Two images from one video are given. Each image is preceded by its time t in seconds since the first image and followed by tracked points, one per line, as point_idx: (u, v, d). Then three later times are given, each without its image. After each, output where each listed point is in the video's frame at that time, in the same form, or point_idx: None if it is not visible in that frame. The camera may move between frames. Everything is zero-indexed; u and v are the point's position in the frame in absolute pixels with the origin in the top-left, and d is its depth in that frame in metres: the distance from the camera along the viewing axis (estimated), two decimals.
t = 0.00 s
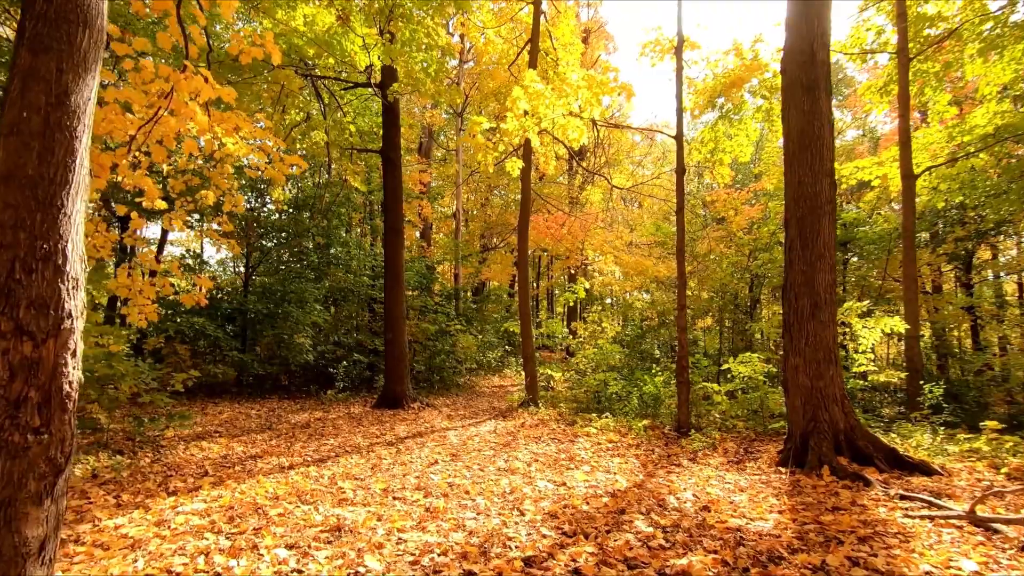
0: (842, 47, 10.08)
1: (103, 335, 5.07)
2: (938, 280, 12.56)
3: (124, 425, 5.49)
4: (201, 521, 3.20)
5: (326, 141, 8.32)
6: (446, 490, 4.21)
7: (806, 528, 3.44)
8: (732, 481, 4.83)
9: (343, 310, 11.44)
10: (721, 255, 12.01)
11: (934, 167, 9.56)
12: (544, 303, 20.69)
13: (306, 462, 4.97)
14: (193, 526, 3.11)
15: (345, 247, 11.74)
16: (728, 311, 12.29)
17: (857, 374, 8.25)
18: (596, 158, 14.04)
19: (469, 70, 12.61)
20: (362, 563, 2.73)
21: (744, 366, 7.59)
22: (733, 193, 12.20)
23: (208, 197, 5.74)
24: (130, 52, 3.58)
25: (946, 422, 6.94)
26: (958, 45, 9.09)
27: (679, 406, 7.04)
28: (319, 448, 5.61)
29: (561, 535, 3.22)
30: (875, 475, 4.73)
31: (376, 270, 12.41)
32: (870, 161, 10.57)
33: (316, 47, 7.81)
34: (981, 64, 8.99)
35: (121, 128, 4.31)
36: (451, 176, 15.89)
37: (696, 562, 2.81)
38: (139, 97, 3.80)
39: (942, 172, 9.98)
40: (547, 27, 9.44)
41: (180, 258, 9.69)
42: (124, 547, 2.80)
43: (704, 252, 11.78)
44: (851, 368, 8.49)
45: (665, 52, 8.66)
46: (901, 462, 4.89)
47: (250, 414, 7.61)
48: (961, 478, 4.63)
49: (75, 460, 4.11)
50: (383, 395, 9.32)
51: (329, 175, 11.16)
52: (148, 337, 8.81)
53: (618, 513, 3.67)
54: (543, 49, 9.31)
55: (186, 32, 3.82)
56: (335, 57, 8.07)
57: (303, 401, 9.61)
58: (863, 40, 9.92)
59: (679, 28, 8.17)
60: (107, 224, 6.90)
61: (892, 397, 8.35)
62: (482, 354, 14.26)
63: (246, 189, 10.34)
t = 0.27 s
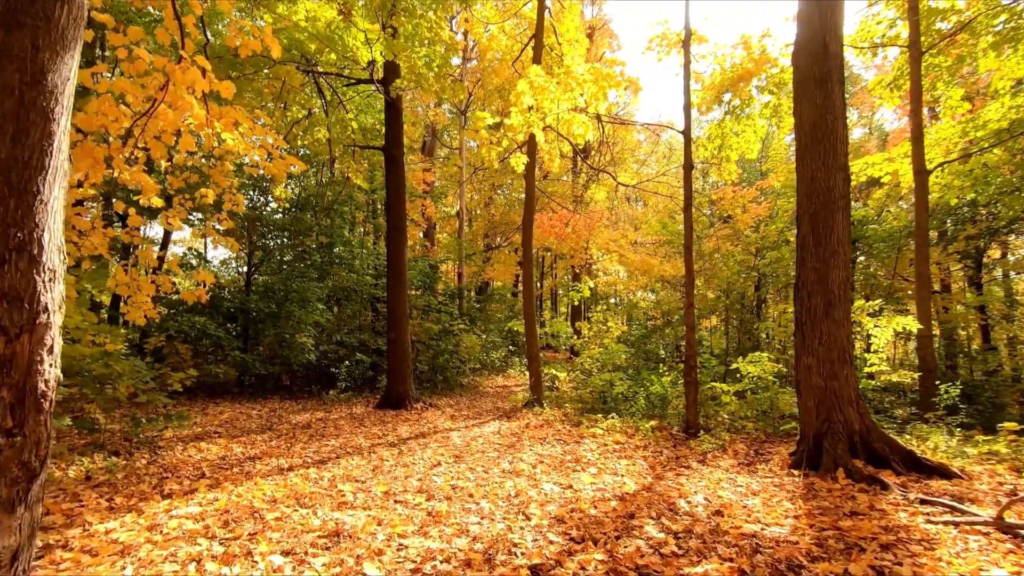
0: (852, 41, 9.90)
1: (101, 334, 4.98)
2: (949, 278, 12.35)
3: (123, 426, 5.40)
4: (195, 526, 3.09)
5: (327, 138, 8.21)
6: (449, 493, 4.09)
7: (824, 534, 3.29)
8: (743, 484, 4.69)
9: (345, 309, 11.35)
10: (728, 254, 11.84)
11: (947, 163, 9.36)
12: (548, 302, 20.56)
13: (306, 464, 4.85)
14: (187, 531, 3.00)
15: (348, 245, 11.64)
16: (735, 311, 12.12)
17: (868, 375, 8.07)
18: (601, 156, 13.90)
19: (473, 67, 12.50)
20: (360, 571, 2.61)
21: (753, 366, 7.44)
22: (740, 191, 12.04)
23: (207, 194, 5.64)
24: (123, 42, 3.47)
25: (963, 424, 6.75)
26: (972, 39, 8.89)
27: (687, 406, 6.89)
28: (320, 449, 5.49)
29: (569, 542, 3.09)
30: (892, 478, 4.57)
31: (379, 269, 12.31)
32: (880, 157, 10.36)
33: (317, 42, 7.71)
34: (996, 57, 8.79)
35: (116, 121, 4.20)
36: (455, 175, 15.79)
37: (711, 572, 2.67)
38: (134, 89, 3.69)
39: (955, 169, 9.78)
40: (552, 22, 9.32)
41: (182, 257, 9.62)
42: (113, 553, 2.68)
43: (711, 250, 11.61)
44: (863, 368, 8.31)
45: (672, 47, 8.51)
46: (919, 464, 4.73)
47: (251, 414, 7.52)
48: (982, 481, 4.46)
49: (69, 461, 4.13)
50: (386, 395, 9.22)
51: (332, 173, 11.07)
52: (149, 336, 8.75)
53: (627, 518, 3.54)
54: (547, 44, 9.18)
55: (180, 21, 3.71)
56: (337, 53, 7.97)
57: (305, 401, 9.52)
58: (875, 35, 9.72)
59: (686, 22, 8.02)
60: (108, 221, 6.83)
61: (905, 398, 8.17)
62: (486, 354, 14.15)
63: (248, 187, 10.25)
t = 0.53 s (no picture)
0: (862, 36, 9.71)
1: (96, 333, 4.85)
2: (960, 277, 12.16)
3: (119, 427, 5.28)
4: (188, 533, 2.96)
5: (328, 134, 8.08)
6: (453, 498, 3.94)
7: (847, 543, 3.13)
8: (757, 489, 4.53)
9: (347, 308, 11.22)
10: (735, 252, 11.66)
11: (960, 160, 9.17)
12: (552, 302, 20.40)
13: (305, 467, 4.72)
14: (178, 538, 2.87)
15: (351, 244, 11.52)
16: (742, 310, 11.94)
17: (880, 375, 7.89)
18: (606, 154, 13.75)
19: (476, 64, 12.36)
20: None
21: (763, 367, 7.27)
22: (746, 189, 11.88)
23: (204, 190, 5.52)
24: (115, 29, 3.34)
25: (980, 427, 6.56)
26: (986, 32, 8.70)
27: (696, 407, 6.74)
28: (320, 451, 5.36)
29: (578, 552, 2.95)
30: (913, 483, 4.40)
31: (382, 269, 12.20)
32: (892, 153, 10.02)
33: (318, 37, 7.58)
34: (1011, 51, 8.59)
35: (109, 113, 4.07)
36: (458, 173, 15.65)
37: None
38: (126, 79, 3.56)
39: (969, 165, 9.58)
40: (556, 16, 9.17)
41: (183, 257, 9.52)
42: (100, 563, 2.56)
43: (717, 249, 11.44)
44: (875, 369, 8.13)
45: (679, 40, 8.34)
46: (939, 469, 4.56)
47: (251, 415, 7.41)
48: (1007, 487, 4.29)
49: (62, 464, 4.07)
50: (388, 395, 9.09)
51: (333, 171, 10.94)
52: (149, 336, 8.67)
53: (639, 525, 3.39)
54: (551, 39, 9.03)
55: (174, 8, 3.58)
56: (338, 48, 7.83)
57: (306, 401, 9.40)
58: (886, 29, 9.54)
59: (694, 15, 7.86)
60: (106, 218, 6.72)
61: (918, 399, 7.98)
62: (490, 354, 14.01)
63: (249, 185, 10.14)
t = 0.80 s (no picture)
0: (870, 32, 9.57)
1: (90, 334, 4.74)
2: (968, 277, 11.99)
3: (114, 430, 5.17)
4: (178, 543, 2.85)
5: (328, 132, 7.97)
6: (455, 504, 3.82)
7: (867, 554, 2.99)
8: (768, 494, 4.39)
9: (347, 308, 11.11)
10: (740, 252, 11.51)
11: (970, 158, 9.02)
12: (554, 303, 20.25)
13: (303, 471, 4.60)
14: (168, 548, 2.75)
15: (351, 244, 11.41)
16: (748, 310, 11.79)
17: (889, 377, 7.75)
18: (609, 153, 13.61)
19: (477, 63, 12.24)
20: None
21: (771, 368, 7.13)
22: (751, 187, 11.75)
23: (201, 188, 5.40)
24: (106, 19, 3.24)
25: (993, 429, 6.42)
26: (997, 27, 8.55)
27: (703, 410, 6.61)
28: (319, 455, 5.24)
29: (585, 563, 2.82)
30: (929, 489, 4.27)
31: (383, 268, 12.09)
32: (900, 151, 9.85)
33: (317, 33, 7.46)
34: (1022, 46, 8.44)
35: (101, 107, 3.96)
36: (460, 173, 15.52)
37: None
38: (118, 71, 3.45)
39: (978, 163, 9.43)
40: (559, 13, 9.04)
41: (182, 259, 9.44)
42: None
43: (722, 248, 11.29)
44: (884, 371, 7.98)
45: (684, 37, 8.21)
46: (956, 474, 4.44)
47: (250, 416, 7.30)
48: None
49: (52, 469, 3.98)
50: (389, 397, 8.97)
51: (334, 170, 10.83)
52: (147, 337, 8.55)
53: (647, 534, 3.27)
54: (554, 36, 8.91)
55: None
56: (338, 45, 7.72)
57: (306, 403, 9.29)
58: (894, 25, 9.40)
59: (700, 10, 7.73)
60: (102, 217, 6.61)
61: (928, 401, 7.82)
62: (492, 355, 13.88)
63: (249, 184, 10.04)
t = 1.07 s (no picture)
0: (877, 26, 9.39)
1: (80, 333, 4.61)
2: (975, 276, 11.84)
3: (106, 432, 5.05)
4: (164, 551, 2.73)
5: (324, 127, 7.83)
6: (454, 509, 3.69)
7: (887, 564, 2.84)
8: (777, 498, 4.27)
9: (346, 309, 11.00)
10: (744, 251, 11.39)
11: (979, 153, 8.86)
12: (555, 302, 20.13)
13: (299, 473, 4.48)
14: (153, 557, 2.63)
15: (351, 243, 11.31)
16: (751, 310, 11.65)
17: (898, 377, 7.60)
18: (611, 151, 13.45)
19: (478, 59, 12.08)
20: None
21: (778, 367, 6.99)
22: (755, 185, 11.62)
23: (195, 186, 5.25)
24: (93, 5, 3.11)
25: (1003, 432, 6.31)
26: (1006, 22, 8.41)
27: (708, 410, 6.49)
28: (316, 457, 5.12)
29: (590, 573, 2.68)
30: (943, 493, 4.14)
31: (383, 268, 11.97)
32: (907, 148, 9.67)
33: (315, 27, 7.34)
34: None
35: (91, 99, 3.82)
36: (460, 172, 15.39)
37: None
38: (105, 59, 3.33)
39: (988, 160, 9.28)
40: (561, 7, 8.91)
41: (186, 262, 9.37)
42: None
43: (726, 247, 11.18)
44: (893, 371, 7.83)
45: (689, 31, 8.07)
46: (971, 477, 4.31)
47: (246, 417, 7.19)
48: None
49: (39, 471, 3.86)
50: (388, 397, 8.85)
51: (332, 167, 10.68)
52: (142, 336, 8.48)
53: (655, 541, 3.15)
54: (555, 31, 8.77)
55: None
56: (337, 39, 7.59)
57: (304, 403, 9.17)
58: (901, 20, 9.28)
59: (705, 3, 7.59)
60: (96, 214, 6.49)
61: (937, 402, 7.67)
62: (492, 354, 13.76)
63: (247, 182, 9.94)
